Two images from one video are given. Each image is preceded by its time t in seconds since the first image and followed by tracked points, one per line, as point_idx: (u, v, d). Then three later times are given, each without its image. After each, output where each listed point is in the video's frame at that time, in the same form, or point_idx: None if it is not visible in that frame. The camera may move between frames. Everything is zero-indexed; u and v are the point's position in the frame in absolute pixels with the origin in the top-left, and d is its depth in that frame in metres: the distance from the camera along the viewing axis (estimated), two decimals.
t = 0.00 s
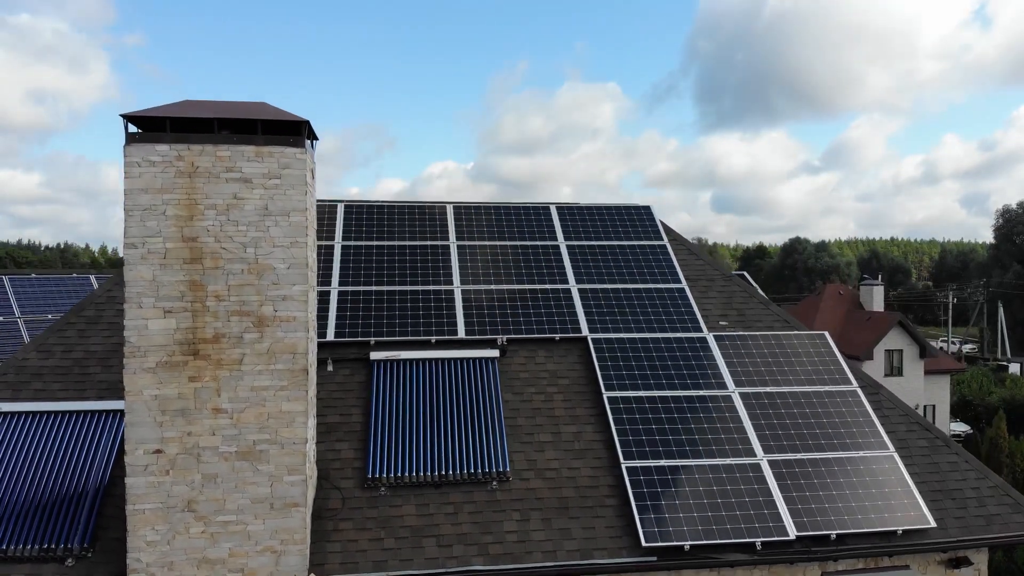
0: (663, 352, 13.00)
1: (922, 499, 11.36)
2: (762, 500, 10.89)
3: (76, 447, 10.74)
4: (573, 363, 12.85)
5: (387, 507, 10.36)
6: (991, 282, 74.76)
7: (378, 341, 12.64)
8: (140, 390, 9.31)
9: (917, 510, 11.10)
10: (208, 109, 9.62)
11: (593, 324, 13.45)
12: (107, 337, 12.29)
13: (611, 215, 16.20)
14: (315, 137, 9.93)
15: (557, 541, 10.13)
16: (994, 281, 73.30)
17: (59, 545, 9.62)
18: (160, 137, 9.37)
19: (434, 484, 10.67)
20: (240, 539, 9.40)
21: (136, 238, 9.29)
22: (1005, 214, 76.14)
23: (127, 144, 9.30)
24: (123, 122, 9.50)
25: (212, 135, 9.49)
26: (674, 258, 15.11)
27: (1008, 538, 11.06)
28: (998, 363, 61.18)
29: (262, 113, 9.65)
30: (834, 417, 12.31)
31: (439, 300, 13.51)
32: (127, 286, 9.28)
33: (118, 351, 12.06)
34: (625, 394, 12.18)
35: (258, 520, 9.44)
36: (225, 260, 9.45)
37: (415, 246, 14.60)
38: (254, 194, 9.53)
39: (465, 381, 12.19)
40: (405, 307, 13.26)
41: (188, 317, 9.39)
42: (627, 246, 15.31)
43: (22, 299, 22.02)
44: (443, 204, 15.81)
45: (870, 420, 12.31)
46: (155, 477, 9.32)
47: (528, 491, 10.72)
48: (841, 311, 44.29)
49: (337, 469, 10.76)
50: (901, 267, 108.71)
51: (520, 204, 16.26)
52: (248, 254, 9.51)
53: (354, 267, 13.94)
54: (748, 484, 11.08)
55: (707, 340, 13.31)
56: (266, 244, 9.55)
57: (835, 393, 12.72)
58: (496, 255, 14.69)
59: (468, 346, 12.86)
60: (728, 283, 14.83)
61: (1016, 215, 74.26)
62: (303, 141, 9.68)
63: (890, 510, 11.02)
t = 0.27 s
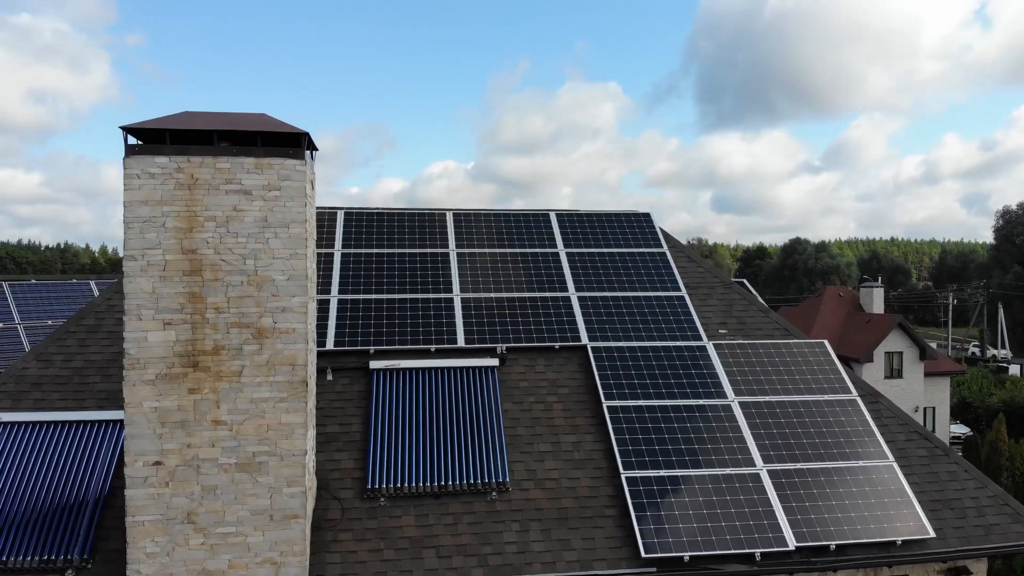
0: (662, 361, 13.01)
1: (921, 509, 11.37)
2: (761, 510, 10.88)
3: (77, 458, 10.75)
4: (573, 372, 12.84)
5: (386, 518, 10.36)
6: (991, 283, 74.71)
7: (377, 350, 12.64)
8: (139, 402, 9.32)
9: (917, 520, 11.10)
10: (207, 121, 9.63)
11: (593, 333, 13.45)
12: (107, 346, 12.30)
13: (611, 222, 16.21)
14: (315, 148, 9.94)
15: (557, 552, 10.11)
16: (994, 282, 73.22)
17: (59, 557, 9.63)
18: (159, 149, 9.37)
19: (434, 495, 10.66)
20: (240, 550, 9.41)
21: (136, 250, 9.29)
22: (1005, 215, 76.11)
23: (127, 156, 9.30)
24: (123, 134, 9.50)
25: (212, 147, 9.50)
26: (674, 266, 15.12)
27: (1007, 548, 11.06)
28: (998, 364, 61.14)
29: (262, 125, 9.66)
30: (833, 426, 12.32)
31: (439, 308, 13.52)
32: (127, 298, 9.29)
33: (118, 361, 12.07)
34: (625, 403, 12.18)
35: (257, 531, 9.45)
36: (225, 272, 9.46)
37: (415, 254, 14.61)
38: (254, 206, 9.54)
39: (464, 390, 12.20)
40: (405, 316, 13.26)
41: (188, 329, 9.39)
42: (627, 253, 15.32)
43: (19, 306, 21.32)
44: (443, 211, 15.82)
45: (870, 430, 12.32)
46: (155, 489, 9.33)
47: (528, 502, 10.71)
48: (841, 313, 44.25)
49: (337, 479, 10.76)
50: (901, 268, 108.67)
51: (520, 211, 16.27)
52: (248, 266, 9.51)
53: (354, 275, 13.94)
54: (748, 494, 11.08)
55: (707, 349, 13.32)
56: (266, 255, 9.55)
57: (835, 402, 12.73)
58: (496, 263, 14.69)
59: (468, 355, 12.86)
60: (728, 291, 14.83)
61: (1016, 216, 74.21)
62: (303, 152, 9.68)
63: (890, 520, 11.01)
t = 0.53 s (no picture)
0: (662, 370, 13.01)
1: (920, 519, 11.37)
2: (761, 522, 10.88)
3: (76, 469, 10.75)
4: (572, 382, 12.83)
5: (386, 530, 10.37)
6: (992, 283, 74.68)
7: (377, 360, 12.65)
8: (139, 416, 9.34)
9: (916, 531, 11.10)
10: (208, 134, 9.65)
11: (593, 342, 13.45)
12: (107, 356, 12.31)
13: (611, 230, 16.23)
14: (315, 161, 9.96)
15: (557, 564, 10.12)
16: (995, 282, 73.15)
17: (58, 569, 9.63)
18: (159, 163, 9.39)
19: (433, 506, 10.67)
20: (239, 563, 9.42)
21: (136, 264, 9.31)
22: (1005, 215, 76.10)
23: (127, 170, 9.32)
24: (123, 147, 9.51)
25: (212, 161, 9.51)
26: (673, 274, 15.13)
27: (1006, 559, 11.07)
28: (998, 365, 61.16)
29: (262, 139, 9.68)
30: (833, 437, 12.33)
31: (439, 317, 13.53)
32: (126, 312, 9.30)
33: (118, 371, 12.08)
34: (624, 413, 12.18)
35: (257, 544, 9.47)
36: (225, 285, 9.47)
37: (415, 262, 14.62)
38: (253, 219, 9.55)
39: (464, 400, 12.20)
40: (405, 325, 13.27)
41: (188, 343, 9.41)
42: (627, 262, 15.34)
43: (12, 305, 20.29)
44: (443, 219, 15.83)
45: (869, 440, 12.33)
46: (155, 502, 9.35)
47: (527, 513, 10.72)
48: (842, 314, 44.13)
49: (337, 490, 10.77)
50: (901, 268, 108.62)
51: (520, 219, 16.28)
52: (248, 279, 9.53)
53: (354, 284, 13.95)
54: (748, 505, 11.08)
55: (707, 358, 13.33)
56: (265, 268, 9.57)
57: (835, 412, 12.75)
58: (496, 271, 14.71)
59: (467, 365, 12.86)
60: (728, 299, 14.84)
61: (1016, 216, 74.17)
62: (303, 166, 9.70)
63: (889, 532, 11.00)
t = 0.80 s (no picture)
0: (662, 381, 13.03)
1: (919, 531, 11.39)
2: (761, 534, 10.89)
3: (77, 482, 10.76)
4: (572, 393, 12.84)
5: (386, 543, 10.38)
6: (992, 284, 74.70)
7: (377, 371, 12.66)
8: (140, 431, 9.37)
9: (915, 544, 11.11)
10: (208, 149, 9.67)
11: (592, 352, 13.47)
12: (108, 368, 12.34)
13: (610, 239, 16.26)
14: (315, 176, 9.98)
15: None
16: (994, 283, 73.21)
17: None
18: (160, 178, 9.41)
19: (433, 519, 10.67)
20: None
21: (136, 279, 9.33)
22: (1004, 217, 76.16)
23: (128, 186, 9.34)
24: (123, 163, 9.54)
25: (212, 176, 9.54)
26: (673, 284, 15.16)
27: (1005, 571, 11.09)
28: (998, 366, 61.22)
29: (263, 154, 9.70)
30: (832, 448, 12.36)
31: (439, 328, 13.55)
32: (127, 327, 9.33)
33: (118, 383, 12.10)
34: (624, 425, 12.19)
35: (258, 558, 9.49)
36: (225, 301, 9.50)
37: (415, 272, 14.64)
38: (254, 234, 9.58)
39: (463, 411, 12.21)
40: (405, 336, 13.29)
41: (188, 358, 9.43)
42: (626, 271, 15.36)
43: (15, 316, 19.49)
44: (443, 228, 15.87)
45: (868, 451, 12.36)
46: (156, 517, 9.38)
47: (527, 526, 10.74)
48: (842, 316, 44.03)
49: (337, 503, 10.78)
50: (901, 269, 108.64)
51: (520, 228, 16.31)
52: (248, 294, 9.56)
53: (354, 294, 13.97)
54: (747, 517, 11.09)
55: (706, 369, 13.35)
56: (266, 283, 9.59)
57: (834, 423, 12.78)
58: (496, 281, 14.74)
59: (467, 376, 12.88)
60: (728, 308, 14.86)
61: (1016, 218, 74.21)
62: (303, 181, 9.73)
63: (888, 544, 11.01)
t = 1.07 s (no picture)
0: (662, 390, 13.03)
1: (919, 541, 11.40)
2: (761, 545, 10.88)
3: (78, 492, 10.77)
4: (573, 402, 12.82)
5: (386, 554, 10.39)
6: (992, 285, 74.68)
7: (377, 380, 12.66)
8: (141, 443, 9.39)
9: (915, 554, 11.09)
10: (210, 161, 9.69)
11: (593, 361, 13.45)
12: (109, 377, 12.35)
13: (611, 246, 16.27)
14: (316, 189, 9.99)
15: None
16: (995, 284, 73.20)
17: None
18: (161, 191, 9.43)
19: (433, 529, 10.67)
20: None
21: (137, 292, 9.35)
22: (1005, 218, 76.18)
23: (129, 198, 9.35)
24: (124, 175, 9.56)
25: (213, 189, 9.56)
26: (673, 292, 15.16)
27: None
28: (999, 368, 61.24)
29: (264, 167, 9.72)
30: (832, 458, 12.36)
31: (439, 336, 13.55)
32: (128, 340, 9.34)
33: (119, 393, 12.12)
34: (625, 434, 12.18)
35: (259, 570, 9.51)
36: (226, 313, 9.51)
37: (415, 280, 14.65)
38: (255, 247, 9.60)
39: (463, 421, 12.18)
40: (405, 345, 13.30)
41: (189, 370, 9.45)
42: (627, 278, 15.37)
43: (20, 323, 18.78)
44: (443, 235, 15.87)
45: (868, 461, 12.36)
46: (157, 529, 9.40)
47: (527, 537, 10.75)
48: (842, 316, 43.94)
49: (338, 514, 10.78)
50: (902, 270, 108.64)
51: (520, 234, 16.31)
52: (249, 307, 9.57)
53: (354, 302, 13.98)
54: (748, 528, 11.07)
55: (706, 377, 13.34)
56: (267, 296, 9.60)
57: (834, 432, 12.79)
58: (496, 289, 14.74)
59: (467, 384, 12.87)
60: (728, 316, 14.86)
61: (1016, 219, 74.22)
62: (304, 194, 9.74)
63: (888, 554, 10.98)
